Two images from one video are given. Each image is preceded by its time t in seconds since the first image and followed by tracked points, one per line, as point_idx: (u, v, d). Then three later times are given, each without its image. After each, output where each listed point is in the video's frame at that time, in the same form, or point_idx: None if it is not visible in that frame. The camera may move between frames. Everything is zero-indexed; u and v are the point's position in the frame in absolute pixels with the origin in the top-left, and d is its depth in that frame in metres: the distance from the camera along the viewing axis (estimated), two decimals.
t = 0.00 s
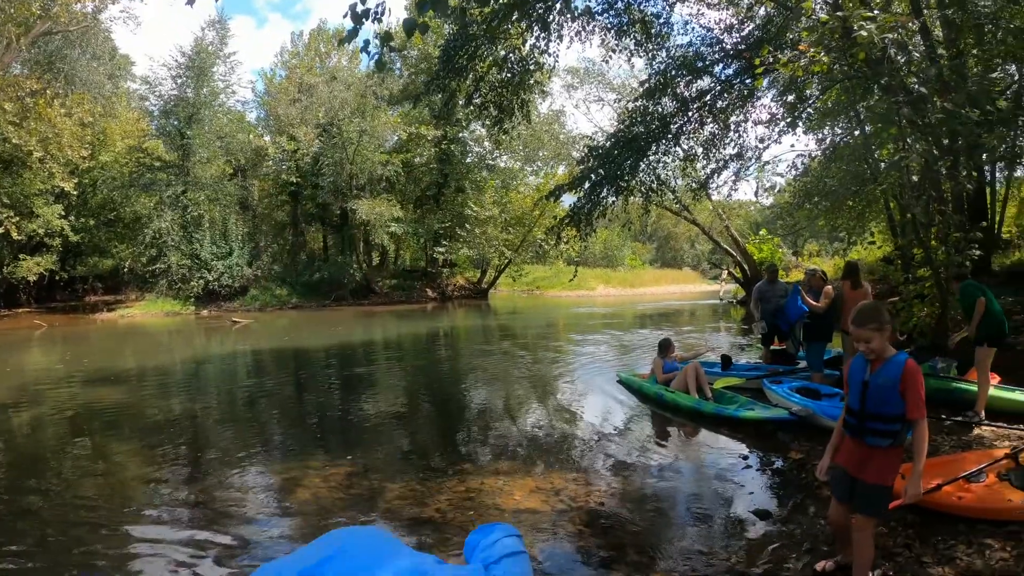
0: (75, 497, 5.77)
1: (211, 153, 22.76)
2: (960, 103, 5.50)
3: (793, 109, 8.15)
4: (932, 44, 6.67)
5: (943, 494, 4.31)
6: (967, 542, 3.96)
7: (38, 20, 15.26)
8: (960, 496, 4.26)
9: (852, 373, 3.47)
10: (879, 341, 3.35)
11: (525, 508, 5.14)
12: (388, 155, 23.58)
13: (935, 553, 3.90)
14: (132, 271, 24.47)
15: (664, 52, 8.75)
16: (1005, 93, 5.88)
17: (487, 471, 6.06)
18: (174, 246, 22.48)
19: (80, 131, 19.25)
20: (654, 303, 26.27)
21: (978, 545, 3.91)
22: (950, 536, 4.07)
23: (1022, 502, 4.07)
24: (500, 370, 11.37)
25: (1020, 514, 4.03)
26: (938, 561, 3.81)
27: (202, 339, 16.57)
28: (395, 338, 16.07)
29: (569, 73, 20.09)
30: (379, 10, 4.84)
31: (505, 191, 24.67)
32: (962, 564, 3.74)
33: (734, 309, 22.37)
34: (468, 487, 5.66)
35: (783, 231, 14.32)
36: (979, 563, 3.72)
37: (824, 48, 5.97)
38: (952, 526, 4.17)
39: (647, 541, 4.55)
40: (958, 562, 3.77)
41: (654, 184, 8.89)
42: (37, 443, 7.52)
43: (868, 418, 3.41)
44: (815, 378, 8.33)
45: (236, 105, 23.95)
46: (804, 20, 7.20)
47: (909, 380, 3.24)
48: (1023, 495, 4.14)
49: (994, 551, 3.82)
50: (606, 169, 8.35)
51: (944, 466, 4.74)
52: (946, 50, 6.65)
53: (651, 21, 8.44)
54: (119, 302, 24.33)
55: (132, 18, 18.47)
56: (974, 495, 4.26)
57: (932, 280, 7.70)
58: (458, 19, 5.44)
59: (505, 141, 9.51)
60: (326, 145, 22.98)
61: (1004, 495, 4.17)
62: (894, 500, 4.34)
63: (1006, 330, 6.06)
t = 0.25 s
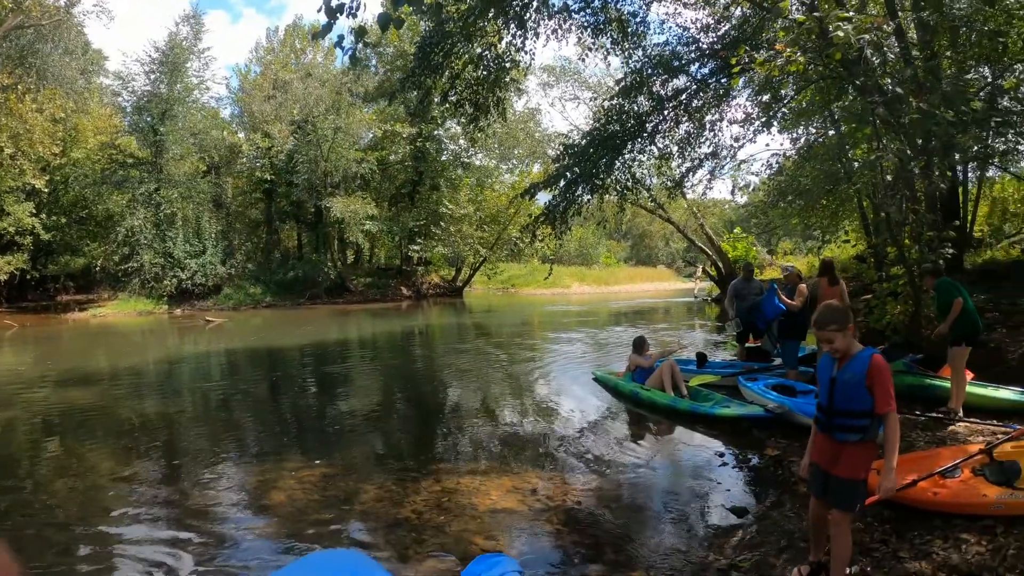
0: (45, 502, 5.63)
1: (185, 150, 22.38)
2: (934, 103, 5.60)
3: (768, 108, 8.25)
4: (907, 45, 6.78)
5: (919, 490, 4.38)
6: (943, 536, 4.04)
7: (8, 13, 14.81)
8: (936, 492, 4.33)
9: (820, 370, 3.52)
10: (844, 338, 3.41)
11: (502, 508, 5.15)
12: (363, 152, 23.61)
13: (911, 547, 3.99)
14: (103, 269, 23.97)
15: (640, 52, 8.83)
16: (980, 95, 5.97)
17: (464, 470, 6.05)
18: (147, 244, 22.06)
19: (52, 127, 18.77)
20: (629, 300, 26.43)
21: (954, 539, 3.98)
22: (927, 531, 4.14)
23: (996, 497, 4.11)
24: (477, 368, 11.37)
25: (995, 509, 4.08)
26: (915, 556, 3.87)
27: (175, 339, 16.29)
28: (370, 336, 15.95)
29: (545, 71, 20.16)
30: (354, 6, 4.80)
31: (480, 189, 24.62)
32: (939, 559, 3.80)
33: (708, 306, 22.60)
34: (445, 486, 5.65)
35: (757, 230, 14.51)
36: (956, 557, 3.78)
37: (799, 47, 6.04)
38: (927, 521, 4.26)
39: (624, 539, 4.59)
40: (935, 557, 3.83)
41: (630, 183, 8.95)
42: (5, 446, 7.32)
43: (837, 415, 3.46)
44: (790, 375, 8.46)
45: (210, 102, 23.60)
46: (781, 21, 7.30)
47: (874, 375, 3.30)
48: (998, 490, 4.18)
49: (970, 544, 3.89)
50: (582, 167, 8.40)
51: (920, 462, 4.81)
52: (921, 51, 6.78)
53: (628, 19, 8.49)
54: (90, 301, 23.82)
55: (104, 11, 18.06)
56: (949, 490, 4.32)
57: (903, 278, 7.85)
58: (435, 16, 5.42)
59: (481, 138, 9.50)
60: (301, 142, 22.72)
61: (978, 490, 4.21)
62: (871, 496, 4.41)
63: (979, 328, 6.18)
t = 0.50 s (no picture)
0: (14, 507, 5.49)
1: (156, 147, 21.96)
2: (908, 104, 5.73)
3: (742, 108, 8.37)
4: (882, 48, 6.93)
5: (895, 486, 4.47)
6: (919, 531, 4.13)
7: None
8: (911, 487, 4.41)
9: (793, 369, 3.57)
10: (816, 336, 3.48)
11: (478, 508, 5.15)
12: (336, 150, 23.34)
13: (887, 542, 4.08)
14: (72, 269, 23.41)
15: (615, 51, 8.90)
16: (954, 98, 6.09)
17: (440, 471, 6.03)
18: (118, 243, 21.61)
19: (22, 123, 18.26)
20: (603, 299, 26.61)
21: (930, 533, 4.08)
22: (903, 526, 4.24)
23: (971, 492, 4.20)
24: (453, 367, 11.36)
25: (971, 503, 4.17)
26: (891, 551, 3.97)
27: (147, 339, 15.99)
28: (344, 335, 15.81)
29: (520, 69, 20.23)
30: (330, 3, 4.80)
31: (454, 188, 24.56)
32: (915, 553, 3.90)
33: (682, 304, 22.82)
34: (420, 487, 5.63)
35: (730, 229, 14.72)
36: (932, 551, 3.88)
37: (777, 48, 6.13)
38: (901, 517, 4.35)
39: (601, 538, 4.62)
40: (911, 551, 3.93)
41: (604, 182, 9.02)
42: None
43: (809, 412, 3.51)
44: (764, 373, 8.59)
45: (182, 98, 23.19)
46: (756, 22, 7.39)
47: (846, 371, 3.37)
48: (971, 484, 4.26)
49: (946, 539, 3.98)
50: (556, 165, 8.45)
51: (894, 458, 4.92)
52: (893, 54, 6.91)
53: (603, 18, 8.53)
54: (58, 301, 23.23)
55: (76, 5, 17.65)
56: (924, 485, 4.41)
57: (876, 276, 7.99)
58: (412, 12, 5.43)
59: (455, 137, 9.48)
60: (274, 139, 22.45)
61: (952, 484, 4.29)
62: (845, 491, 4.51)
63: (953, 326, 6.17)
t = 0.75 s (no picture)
0: None
1: (127, 144, 21.51)
2: (884, 104, 5.80)
3: (716, 108, 8.49)
4: (855, 50, 7.05)
5: (870, 481, 4.56)
6: (894, 526, 4.21)
7: None
8: (886, 483, 4.51)
9: (773, 370, 3.56)
10: (797, 337, 3.49)
11: (454, 509, 5.14)
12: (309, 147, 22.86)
13: (863, 537, 4.16)
14: (40, 269, 22.85)
15: (590, 50, 8.94)
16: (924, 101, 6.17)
17: (416, 471, 6.00)
18: (87, 242, 21.15)
19: None
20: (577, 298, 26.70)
21: (905, 528, 4.16)
22: (878, 521, 4.32)
23: (946, 487, 4.31)
24: (428, 366, 11.32)
25: (945, 498, 4.28)
26: (868, 546, 4.04)
27: (117, 340, 15.67)
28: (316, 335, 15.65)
29: (494, 68, 20.22)
30: None
31: (427, 186, 24.38)
32: (891, 548, 3.98)
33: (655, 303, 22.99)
34: (394, 489, 5.59)
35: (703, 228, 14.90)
36: (908, 546, 3.96)
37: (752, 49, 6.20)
38: (876, 512, 4.43)
39: (577, 538, 4.63)
40: (887, 546, 4.01)
41: (577, 181, 9.06)
42: None
43: (789, 413, 3.52)
44: (737, 370, 8.68)
45: (154, 94, 22.76)
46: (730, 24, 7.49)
47: (826, 373, 3.38)
48: (946, 479, 4.38)
49: (921, 533, 4.07)
50: (530, 164, 8.42)
51: (868, 453, 5.03)
52: (866, 56, 7.02)
53: (578, 17, 8.58)
54: (25, 302, 22.66)
55: None
56: (898, 481, 4.52)
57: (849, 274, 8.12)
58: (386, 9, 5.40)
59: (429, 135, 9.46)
60: (246, 137, 22.11)
61: (927, 481, 4.40)
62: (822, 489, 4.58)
63: (923, 327, 6.30)
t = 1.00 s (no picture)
0: None
1: (95, 141, 21.03)
2: (854, 105, 5.91)
3: (688, 108, 8.62)
4: (826, 52, 7.18)
5: (842, 477, 4.64)
6: (867, 520, 4.30)
7: None
8: (858, 478, 4.59)
9: (747, 371, 3.54)
10: (771, 338, 3.45)
11: (428, 509, 5.13)
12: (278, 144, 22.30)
13: (837, 532, 4.24)
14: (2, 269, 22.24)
15: (563, 49, 8.96)
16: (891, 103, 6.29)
17: (390, 472, 5.98)
18: (54, 241, 20.65)
19: None
20: (549, 297, 26.79)
21: (878, 523, 4.25)
22: (850, 516, 4.41)
23: (916, 482, 4.41)
24: (401, 366, 11.26)
25: (916, 493, 4.38)
26: (841, 541, 4.12)
27: (84, 342, 15.33)
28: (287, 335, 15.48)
29: (466, 67, 20.19)
30: None
31: (399, 185, 24.18)
32: (864, 542, 4.06)
33: (627, 301, 23.17)
34: (368, 490, 5.55)
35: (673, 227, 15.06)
36: (881, 540, 4.04)
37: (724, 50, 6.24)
38: (848, 506, 4.52)
39: (551, 537, 4.65)
40: (860, 541, 4.09)
41: (548, 181, 9.11)
42: None
43: (762, 414, 3.52)
44: (708, 368, 8.76)
45: (123, 91, 22.30)
46: (701, 26, 7.58)
47: (801, 373, 3.38)
48: (917, 474, 4.47)
49: (893, 527, 4.16)
50: (501, 163, 8.46)
51: (840, 450, 5.12)
52: (836, 58, 7.15)
53: (551, 17, 8.59)
54: None
55: None
56: (870, 476, 4.60)
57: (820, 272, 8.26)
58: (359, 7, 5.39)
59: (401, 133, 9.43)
60: (217, 134, 21.65)
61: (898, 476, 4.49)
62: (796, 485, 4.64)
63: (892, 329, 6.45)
